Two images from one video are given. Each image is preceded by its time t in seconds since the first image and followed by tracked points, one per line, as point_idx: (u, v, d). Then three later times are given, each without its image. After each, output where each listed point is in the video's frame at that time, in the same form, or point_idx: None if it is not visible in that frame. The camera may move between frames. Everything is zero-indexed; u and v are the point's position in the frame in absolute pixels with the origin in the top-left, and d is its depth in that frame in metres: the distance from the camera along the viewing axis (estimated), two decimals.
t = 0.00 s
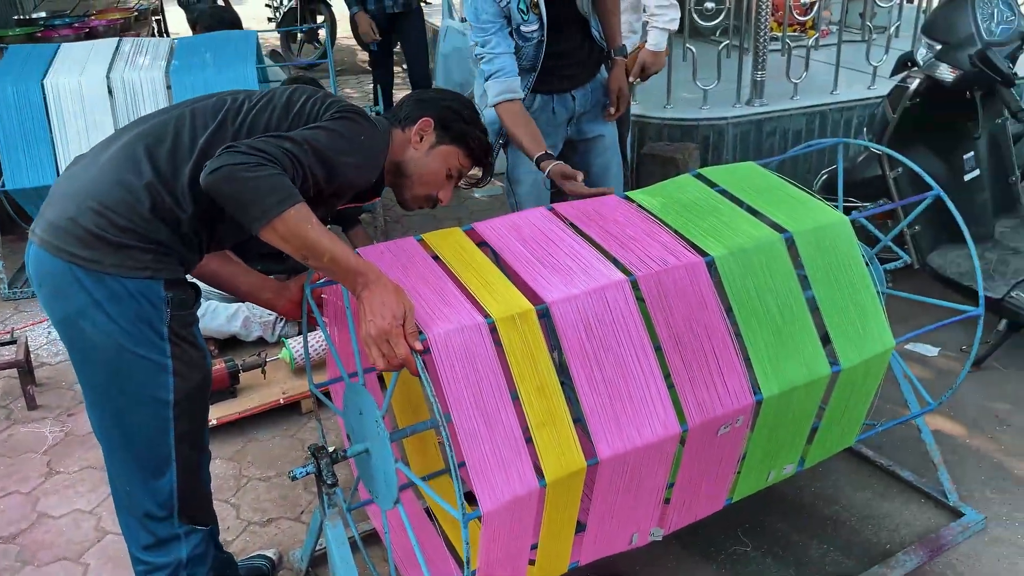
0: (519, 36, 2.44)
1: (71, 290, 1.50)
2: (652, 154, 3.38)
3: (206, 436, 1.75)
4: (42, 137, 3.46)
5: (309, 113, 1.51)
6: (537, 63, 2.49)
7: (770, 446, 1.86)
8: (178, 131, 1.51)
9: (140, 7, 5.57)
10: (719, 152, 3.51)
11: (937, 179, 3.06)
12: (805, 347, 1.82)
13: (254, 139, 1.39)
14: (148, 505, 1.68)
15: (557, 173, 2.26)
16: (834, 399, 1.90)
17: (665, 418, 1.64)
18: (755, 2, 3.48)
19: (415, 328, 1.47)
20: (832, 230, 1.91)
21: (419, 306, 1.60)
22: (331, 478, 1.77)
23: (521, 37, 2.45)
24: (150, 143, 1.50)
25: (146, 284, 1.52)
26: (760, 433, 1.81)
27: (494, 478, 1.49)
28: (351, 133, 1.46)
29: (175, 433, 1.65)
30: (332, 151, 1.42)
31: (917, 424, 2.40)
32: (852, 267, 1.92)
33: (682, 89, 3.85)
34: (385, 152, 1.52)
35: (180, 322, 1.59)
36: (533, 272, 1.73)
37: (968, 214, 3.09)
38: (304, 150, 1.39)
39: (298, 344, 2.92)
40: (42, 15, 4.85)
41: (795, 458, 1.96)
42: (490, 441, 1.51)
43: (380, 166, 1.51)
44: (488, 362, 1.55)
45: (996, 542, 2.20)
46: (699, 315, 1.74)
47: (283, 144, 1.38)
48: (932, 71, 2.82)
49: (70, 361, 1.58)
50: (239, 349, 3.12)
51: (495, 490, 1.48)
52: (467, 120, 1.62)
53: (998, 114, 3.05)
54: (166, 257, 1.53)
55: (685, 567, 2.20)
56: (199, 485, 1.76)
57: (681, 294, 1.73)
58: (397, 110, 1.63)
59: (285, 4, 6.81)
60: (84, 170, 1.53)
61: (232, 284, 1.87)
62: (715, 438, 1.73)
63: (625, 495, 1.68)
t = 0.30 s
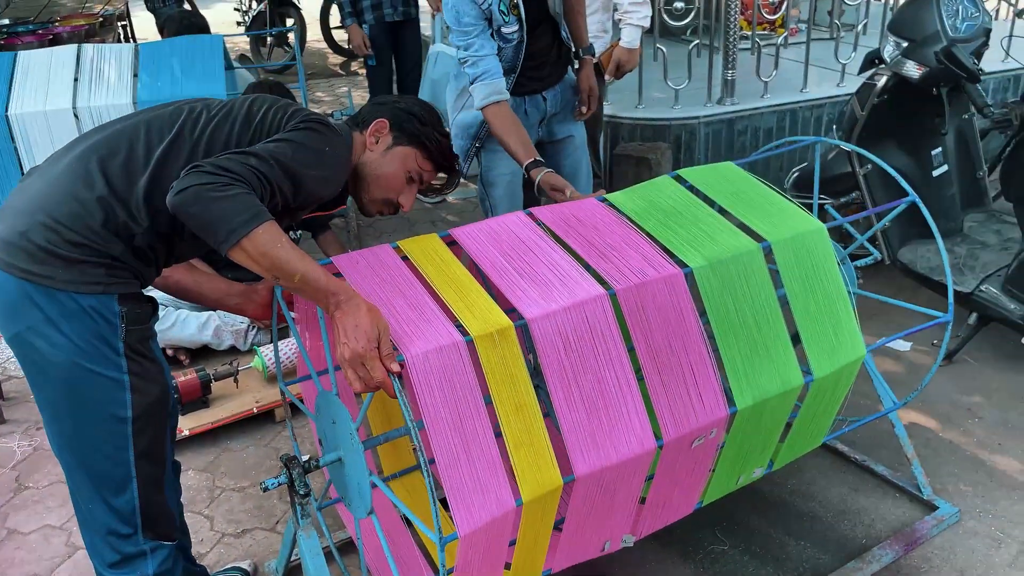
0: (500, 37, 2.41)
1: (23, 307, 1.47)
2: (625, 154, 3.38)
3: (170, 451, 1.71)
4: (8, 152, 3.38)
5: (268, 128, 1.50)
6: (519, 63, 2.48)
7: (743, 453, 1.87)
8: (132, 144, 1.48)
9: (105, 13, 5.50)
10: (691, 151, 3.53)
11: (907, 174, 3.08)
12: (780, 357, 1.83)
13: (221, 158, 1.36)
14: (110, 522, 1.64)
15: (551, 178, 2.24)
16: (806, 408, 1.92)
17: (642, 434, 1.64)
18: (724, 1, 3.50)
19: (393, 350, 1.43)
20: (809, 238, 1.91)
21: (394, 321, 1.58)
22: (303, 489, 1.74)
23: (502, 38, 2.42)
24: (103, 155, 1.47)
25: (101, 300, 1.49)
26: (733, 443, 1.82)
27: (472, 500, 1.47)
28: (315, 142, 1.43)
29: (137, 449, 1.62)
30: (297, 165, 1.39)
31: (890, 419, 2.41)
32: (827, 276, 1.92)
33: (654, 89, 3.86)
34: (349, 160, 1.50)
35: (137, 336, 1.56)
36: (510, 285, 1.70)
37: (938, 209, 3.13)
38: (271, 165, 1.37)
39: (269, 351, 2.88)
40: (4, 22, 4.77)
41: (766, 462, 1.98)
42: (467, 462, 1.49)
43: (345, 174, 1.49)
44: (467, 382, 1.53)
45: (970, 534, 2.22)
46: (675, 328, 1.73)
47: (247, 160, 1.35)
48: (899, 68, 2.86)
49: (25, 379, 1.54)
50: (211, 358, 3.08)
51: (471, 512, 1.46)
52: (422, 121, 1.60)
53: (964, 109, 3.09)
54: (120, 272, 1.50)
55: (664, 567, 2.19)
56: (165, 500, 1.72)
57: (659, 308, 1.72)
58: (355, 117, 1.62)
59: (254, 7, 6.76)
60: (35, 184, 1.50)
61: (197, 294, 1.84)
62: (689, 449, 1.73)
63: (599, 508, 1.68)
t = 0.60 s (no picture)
0: (493, 39, 2.42)
1: None
2: (611, 155, 3.38)
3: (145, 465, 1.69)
4: None
5: (221, 126, 1.46)
6: (508, 67, 2.48)
7: (732, 441, 1.86)
8: (85, 153, 1.46)
9: (88, 19, 5.48)
10: (677, 152, 3.53)
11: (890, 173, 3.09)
12: (761, 340, 1.83)
13: (167, 170, 1.31)
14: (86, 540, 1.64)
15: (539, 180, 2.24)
16: (792, 393, 1.91)
17: (624, 417, 1.63)
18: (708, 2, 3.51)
19: (365, 337, 1.44)
20: (782, 223, 1.93)
21: (368, 313, 1.58)
22: (289, 497, 1.74)
23: (494, 40, 2.43)
24: (55, 167, 1.45)
25: (62, 318, 1.48)
26: (721, 429, 1.81)
27: (453, 485, 1.46)
28: (272, 135, 1.38)
29: (110, 466, 1.60)
30: (253, 168, 1.36)
31: (877, 418, 2.42)
32: (804, 260, 1.93)
33: (640, 91, 3.87)
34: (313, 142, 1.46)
35: (102, 352, 1.54)
36: (485, 276, 1.72)
37: (922, 207, 3.15)
38: (224, 172, 1.33)
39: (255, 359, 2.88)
40: None
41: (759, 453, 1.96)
42: (447, 448, 1.49)
43: (311, 153, 1.45)
44: (443, 369, 1.53)
45: (957, 532, 2.23)
46: (652, 313, 1.74)
47: (198, 171, 1.31)
48: (882, 68, 2.88)
49: None
50: (195, 366, 3.07)
51: (452, 494, 1.46)
52: (379, 87, 1.55)
53: (947, 108, 3.10)
54: (80, 287, 1.49)
55: (653, 570, 2.19)
56: (143, 513, 1.70)
57: (633, 295, 1.73)
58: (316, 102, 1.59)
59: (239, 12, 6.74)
60: None
61: (177, 305, 1.83)
62: (675, 434, 1.72)
63: (586, 496, 1.67)
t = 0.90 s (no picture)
0: (496, 39, 2.41)
1: None
2: (608, 155, 3.38)
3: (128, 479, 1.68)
4: None
5: (159, 120, 1.38)
6: (511, 67, 2.47)
7: (732, 397, 1.78)
8: (30, 157, 1.43)
9: (85, 23, 5.49)
10: (674, 152, 3.53)
11: (887, 171, 3.09)
12: (737, 288, 1.81)
13: (104, 194, 1.24)
14: (73, 559, 1.63)
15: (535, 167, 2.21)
16: (786, 346, 1.84)
17: (599, 354, 1.60)
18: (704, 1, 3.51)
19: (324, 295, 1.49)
20: (735, 190, 1.99)
21: (335, 286, 1.62)
22: (282, 501, 1.72)
23: (498, 40, 2.42)
24: (4, 176, 1.44)
25: (27, 334, 1.47)
26: (714, 379, 1.74)
27: (423, 421, 1.42)
28: (217, 130, 1.28)
29: (87, 483, 1.59)
30: (200, 178, 1.27)
31: (874, 417, 2.41)
32: (770, 222, 1.96)
33: (636, 91, 3.87)
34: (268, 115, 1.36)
35: (69, 367, 1.53)
36: (447, 254, 1.76)
37: (919, 206, 3.14)
38: (168, 189, 1.25)
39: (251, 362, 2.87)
40: None
41: (769, 418, 1.85)
42: (416, 387, 1.47)
43: (269, 128, 1.36)
44: (407, 322, 1.55)
45: (956, 531, 2.22)
46: (616, 269, 1.75)
47: (139, 195, 1.23)
48: (878, 67, 2.87)
49: None
50: (189, 370, 3.06)
51: (424, 431, 1.41)
52: (343, 45, 1.41)
53: (943, 106, 3.10)
54: (42, 301, 1.48)
55: (650, 571, 2.18)
56: (130, 523, 1.69)
57: (595, 255, 1.76)
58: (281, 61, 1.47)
59: (236, 15, 6.74)
60: None
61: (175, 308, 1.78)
62: (661, 380, 1.66)
63: (579, 452, 1.58)
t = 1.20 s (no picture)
0: (510, 41, 2.40)
1: None
2: (612, 158, 3.37)
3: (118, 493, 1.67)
4: None
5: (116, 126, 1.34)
6: (524, 68, 2.47)
7: (724, 345, 1.78)
8: None
9: (90, 25, 5.51)
10: (678, 154, 3.52)
11: (891, 173, 3.08)
12: (708, 241, 1.85)
13: (65, 239, 1.23)
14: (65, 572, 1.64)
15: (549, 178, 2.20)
16: (772, 290, 1.85)
17: (569, 297, 1.66)
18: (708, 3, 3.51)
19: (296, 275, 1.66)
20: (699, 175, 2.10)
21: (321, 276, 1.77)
22: (285, 507, 1.71)
23: (511, 42, 2.42)
24: None
25: None
26: (699, 325, 1.76)
27: (392, 354, 1.50)
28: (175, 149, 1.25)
29: (71, 498, 1.58)
30: (161, 211, 1.26)
31: (878, 421, 2.41)
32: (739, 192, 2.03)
33: (640, 93, 3.86)
34: (238, 119, 1.34)
35: (45, 385, 1.51)
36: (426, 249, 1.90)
37: (924, 208, 3.13)
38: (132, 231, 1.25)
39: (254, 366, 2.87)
40: None
41: (772, 368, 1.83)
42: (385, 332, 1.56)
43: (241, 132, 1.34)
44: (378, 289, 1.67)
45: (960, 536, 2.21)
46: (583, 237, 1.85)
47: (100, 240, 1.23)
48: (881, 69, 2.86)
49: None
50: (195, 373, 3.08)
51: (393, 361, 1.48)
52: (330, 45, 1.35)
53: (947, 108, 3.09)
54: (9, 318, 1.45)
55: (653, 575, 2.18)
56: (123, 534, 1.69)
57: (563, 231, 1.87)
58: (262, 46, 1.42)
59: (241, 18, 6.77)
60: None
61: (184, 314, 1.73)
62: (638, 320, 1.69)
63: (562, 391, 1.60)
